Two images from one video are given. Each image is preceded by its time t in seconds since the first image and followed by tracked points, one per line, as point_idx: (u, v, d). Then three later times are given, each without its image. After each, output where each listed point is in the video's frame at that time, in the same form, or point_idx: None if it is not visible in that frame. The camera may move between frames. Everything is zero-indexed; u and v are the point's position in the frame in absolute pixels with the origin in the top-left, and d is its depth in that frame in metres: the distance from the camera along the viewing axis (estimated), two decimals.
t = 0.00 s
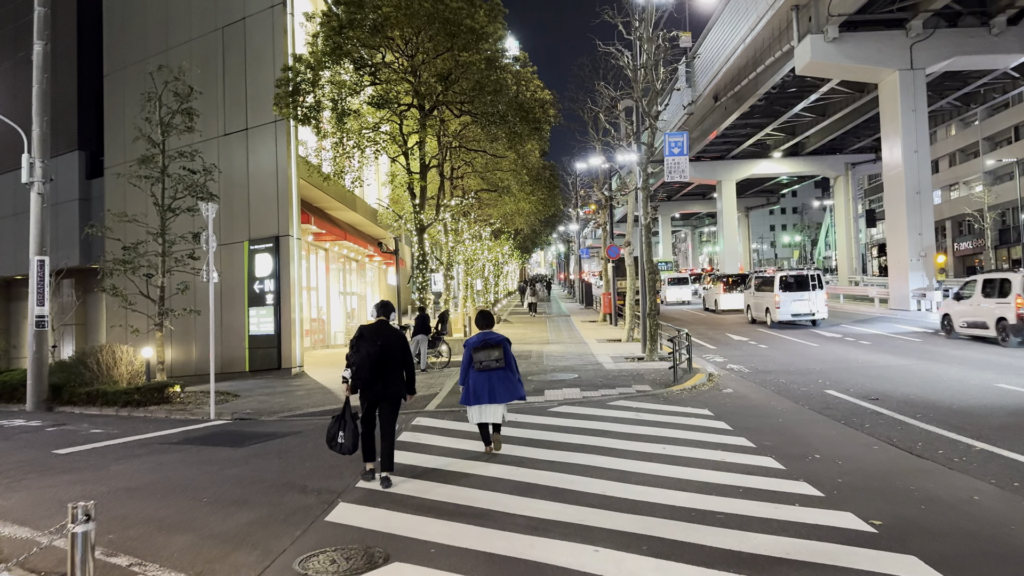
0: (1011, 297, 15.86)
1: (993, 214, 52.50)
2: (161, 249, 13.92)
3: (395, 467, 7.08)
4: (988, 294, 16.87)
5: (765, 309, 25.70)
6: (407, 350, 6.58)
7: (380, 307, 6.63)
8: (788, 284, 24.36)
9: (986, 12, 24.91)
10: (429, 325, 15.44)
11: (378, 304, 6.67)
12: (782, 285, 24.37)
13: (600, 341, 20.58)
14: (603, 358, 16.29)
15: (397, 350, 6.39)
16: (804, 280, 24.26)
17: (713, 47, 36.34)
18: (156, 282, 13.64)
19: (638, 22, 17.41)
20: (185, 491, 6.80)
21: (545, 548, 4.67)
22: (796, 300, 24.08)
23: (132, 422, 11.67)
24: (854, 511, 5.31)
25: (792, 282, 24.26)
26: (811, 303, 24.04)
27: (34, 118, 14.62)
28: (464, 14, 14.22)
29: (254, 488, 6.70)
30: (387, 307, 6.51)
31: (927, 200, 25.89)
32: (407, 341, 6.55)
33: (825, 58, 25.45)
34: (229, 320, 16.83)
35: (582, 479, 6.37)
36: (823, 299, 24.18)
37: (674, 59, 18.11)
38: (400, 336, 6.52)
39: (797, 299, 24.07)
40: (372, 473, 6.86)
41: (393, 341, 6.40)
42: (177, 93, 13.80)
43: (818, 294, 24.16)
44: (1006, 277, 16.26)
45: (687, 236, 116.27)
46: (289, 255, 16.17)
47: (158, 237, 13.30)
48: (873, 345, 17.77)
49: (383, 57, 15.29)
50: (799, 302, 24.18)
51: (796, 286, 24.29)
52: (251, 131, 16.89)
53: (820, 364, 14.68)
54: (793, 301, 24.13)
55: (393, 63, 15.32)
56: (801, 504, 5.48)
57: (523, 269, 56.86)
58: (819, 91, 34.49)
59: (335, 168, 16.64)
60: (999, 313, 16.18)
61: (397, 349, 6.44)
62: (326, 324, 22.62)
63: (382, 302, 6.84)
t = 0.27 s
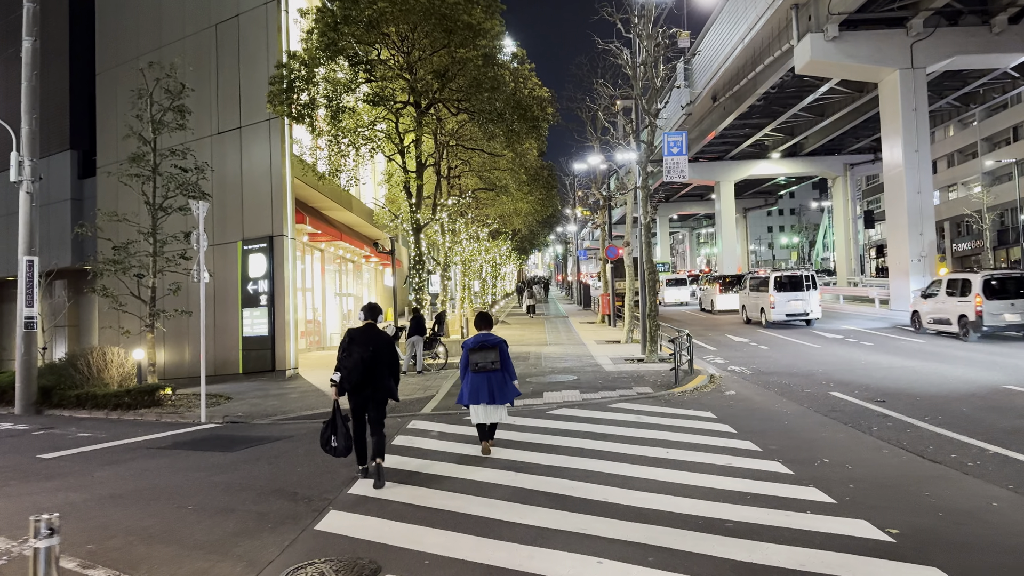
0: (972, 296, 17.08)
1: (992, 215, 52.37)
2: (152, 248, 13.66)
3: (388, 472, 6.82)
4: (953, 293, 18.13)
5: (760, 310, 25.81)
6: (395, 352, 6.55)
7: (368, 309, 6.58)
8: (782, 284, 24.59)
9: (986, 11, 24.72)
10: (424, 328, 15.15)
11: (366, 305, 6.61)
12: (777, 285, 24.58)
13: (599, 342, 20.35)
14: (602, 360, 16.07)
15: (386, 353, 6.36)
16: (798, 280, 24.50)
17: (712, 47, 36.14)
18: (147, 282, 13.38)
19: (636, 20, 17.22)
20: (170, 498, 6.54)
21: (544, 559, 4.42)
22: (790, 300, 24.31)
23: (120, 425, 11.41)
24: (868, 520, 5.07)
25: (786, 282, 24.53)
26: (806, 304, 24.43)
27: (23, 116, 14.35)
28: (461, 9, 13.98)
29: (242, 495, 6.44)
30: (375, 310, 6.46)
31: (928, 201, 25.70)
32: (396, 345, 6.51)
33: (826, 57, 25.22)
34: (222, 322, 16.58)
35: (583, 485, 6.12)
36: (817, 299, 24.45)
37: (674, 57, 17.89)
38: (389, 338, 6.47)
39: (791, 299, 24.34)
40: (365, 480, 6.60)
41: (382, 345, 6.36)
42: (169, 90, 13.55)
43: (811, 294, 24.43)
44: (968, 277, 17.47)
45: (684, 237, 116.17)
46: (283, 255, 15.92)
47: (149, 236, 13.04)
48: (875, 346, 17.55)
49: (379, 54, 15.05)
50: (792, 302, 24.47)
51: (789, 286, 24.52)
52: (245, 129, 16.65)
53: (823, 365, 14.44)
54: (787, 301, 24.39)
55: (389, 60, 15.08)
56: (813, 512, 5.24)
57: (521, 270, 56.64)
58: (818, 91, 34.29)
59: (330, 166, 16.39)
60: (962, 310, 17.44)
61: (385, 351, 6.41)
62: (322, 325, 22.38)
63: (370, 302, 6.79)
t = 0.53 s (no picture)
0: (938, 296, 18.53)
1: (990, 217, 52.19)
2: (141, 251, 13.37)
3: (380, 483, 6.54)
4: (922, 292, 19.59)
5: (753, 312, 25.74)
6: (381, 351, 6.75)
7: (353, 310, 6.83)
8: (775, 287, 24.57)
9: (987, 11, 24.51)
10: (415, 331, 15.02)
11: (352, 307, 6.86)
12: (770, 286, 24.54)
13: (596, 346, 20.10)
14: (600, 363, 15.82)
15: (369, 351, 6.57)
16: (789, 283, 24.55)
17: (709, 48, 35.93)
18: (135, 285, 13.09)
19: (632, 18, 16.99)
20: (151, 510, 6.25)
21: None
22: (784, 302, 24.28)
23: (106, 432, 11.11)
24: (884, 534, 4.80)
25: (779, 284, 24.49)
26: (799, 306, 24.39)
27: (9, 115, 14.03)
28: (454, 6, 13.72)
29: (226, 507, 6.16)
30: (360, 309, 6.71)
31: (928, 202, 25.49)
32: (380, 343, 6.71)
33: (824, 58, 25.02)
34: (214, 326, 16.28)
35: (583, 496, 5.84)
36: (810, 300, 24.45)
37: (671, 57, 17.65)
38: (373, 337, 6.69)
39: (784, 301, 24.29)
40: (355, 490, 6.30)
41: (365, 343, 6.58)
42: (157, 90, 13.26)
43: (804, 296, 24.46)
44: (934, 278, 18.92)
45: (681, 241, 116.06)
46: (275, 258, 15.63)
47: (137, 238, 12.75)
48: (877, 349, 17.32)
49: (372, 53, 14.76)
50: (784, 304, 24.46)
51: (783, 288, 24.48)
52: (237, 129, 16.37)
53: (826, 369, 14.19)
54: (781, 303, 24.34)
55: (382, 58, 14.81)
56: (826, 526, 4.96)
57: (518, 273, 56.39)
58: (816, 92, 34.11)
59: (323, 168, 16.11)
60: (928, 309, 18.93)
61: (371, 350, 6.63)
62: (316, 329, 22.07)
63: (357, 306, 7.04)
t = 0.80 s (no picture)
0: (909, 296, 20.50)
1: (989, 219, 52.08)
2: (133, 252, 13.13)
3: (375, 491, 6.30)
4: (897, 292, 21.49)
5: (750, 312, 25.55)
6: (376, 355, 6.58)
7: (349, 313, 6.65)
8: (772, 287, 24.37)
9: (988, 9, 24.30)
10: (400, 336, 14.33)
11: (348, 309, 6.68)
12: (766, 287, 24.34)
13: (596, 348, 19.89)
14: (600, 366, 15.60)
15: (363, 356, 6.41)
16: (786, 284, 24.39)
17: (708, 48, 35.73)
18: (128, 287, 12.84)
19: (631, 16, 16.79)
20: (136, 521, 5.99)
21: None
22: (780, 303, 24.13)
23: (95, 437, 10.85)
24: (904, 545, 4.56)
25: (776, 285, 24.30)
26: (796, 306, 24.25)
27: None
28: (451, 4, 13.50)
29: (214, 517, 5.91)
30: (355, 313, 6.53)
31: (930, 202, 25.26)
32: (376, 347, 6.55)
33: (825, 57, 24.80)
34: (209, 329, 16.04)
35: (586, 505, 5.60)
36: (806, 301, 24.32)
37: (671, 56, 17.45)
38: (368, 341, 6.52)
39: (781, 302, 24.13)
40: (348, 499, 6.06)
41: (360, 348, 6.42)
42: (149, 88, 13.02)
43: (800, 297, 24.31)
44: (906, 279, 20.90)
45: (679, 242, 115.95)
46: (270, 260, 15.36)
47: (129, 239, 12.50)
48: (881, 350, 17.11)
49: (368, 51, 14.52)
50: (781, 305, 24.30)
51: (779, 289, 24.30)
52: (231, 129, 16.13)
53: (829, 370, 13.97)
54: (778, 304, 24.17)
55: (378, 56, 14.58)
56: (842, 537, 4.73)
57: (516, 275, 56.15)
58: (816, 92, 33.92)
59: (318, 168, 15.87)
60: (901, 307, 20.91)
61: (365, 355, 6.46)
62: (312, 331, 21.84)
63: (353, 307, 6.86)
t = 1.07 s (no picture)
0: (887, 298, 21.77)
1: (989, 222, 51.92)
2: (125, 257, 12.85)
3: (371, 504, 6.01)
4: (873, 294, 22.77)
5: (748, 317, 25.31)
6: (369, 354, 6.53)
7: (339, 314, 6.61)
8: (770, 291, 24.15)
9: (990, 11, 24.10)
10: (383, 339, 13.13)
11: (338, 310, 6.63)
12: (764, 292, 24.11)
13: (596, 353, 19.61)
14: (602, 371, 15.33)
15: (356, 355, 6.35)
16: (782, 288, 24.16)
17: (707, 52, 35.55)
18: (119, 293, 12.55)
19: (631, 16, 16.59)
20: (120, 535, 5.70)
21: None
22: (778, 307, 23.88)
23: (84, 447, 10.56)
24: (933, 562, 4.29)
25: (772, 289, 24.10)
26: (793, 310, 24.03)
27: None
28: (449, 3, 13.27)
29: (202, 533, 5.62)
30: (345, 313, 6.49)
31: (933, 206, 25.02)
32: (369, 346, 6.49)
33: (825, 60, 24.60)
34: (203, 335, 15.76)
35: (592, 519, 5.32)
36: (803, 305, 24.10)
37: (672, 57, 17.24)
38: (359, 340, 6.47)
39: (778, 306, 23.88)
40: (342, 513, 5.79)
41: (352, 347, 6.37)
42: (141, 90, 12.74)
43: (797, 300, 24.09)
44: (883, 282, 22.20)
45: (677, 247, 115.82)
46: (265, 264, 15.08)
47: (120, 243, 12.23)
48: (886, 354, 16.84)
49: (364, 52, 14.28)
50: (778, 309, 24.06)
51: (777, 294, 24.08)
52: (226, 131, 15.88)
53: (834, 375, 13.72)
54: (775, 308, 23.93)
55: (375, 57, 14.34)
56: (865, 552, 4.46)
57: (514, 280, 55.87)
58: (815, 95, 33.75)
59: (315, 171, 15.61)
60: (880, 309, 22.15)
61: (358, 353, 6.40)
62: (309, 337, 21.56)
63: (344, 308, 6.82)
